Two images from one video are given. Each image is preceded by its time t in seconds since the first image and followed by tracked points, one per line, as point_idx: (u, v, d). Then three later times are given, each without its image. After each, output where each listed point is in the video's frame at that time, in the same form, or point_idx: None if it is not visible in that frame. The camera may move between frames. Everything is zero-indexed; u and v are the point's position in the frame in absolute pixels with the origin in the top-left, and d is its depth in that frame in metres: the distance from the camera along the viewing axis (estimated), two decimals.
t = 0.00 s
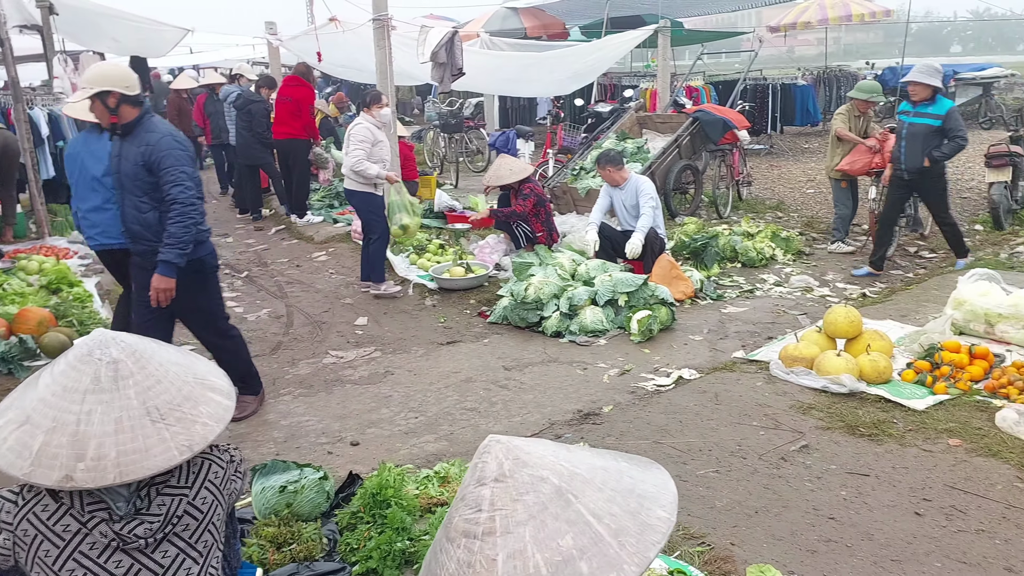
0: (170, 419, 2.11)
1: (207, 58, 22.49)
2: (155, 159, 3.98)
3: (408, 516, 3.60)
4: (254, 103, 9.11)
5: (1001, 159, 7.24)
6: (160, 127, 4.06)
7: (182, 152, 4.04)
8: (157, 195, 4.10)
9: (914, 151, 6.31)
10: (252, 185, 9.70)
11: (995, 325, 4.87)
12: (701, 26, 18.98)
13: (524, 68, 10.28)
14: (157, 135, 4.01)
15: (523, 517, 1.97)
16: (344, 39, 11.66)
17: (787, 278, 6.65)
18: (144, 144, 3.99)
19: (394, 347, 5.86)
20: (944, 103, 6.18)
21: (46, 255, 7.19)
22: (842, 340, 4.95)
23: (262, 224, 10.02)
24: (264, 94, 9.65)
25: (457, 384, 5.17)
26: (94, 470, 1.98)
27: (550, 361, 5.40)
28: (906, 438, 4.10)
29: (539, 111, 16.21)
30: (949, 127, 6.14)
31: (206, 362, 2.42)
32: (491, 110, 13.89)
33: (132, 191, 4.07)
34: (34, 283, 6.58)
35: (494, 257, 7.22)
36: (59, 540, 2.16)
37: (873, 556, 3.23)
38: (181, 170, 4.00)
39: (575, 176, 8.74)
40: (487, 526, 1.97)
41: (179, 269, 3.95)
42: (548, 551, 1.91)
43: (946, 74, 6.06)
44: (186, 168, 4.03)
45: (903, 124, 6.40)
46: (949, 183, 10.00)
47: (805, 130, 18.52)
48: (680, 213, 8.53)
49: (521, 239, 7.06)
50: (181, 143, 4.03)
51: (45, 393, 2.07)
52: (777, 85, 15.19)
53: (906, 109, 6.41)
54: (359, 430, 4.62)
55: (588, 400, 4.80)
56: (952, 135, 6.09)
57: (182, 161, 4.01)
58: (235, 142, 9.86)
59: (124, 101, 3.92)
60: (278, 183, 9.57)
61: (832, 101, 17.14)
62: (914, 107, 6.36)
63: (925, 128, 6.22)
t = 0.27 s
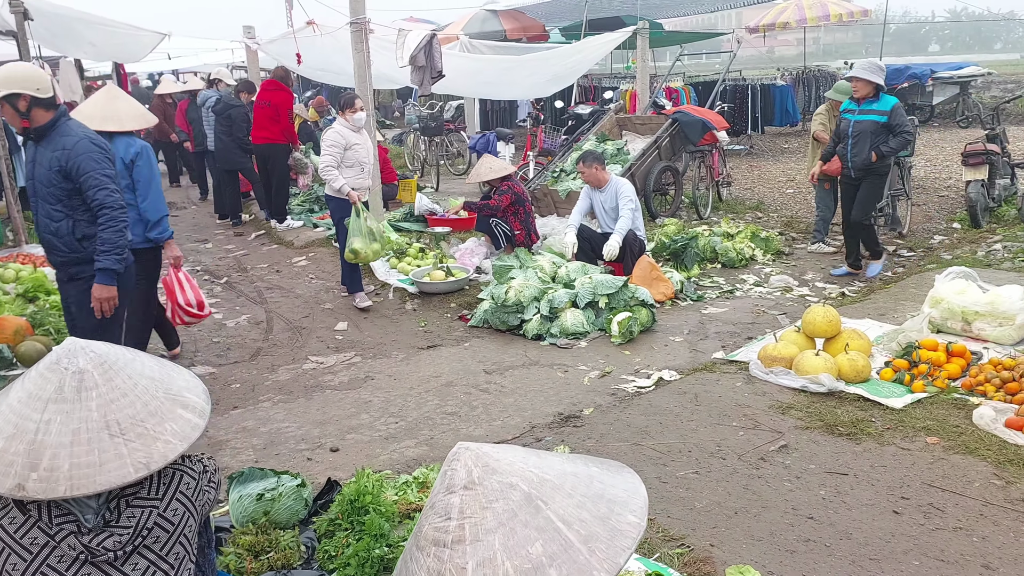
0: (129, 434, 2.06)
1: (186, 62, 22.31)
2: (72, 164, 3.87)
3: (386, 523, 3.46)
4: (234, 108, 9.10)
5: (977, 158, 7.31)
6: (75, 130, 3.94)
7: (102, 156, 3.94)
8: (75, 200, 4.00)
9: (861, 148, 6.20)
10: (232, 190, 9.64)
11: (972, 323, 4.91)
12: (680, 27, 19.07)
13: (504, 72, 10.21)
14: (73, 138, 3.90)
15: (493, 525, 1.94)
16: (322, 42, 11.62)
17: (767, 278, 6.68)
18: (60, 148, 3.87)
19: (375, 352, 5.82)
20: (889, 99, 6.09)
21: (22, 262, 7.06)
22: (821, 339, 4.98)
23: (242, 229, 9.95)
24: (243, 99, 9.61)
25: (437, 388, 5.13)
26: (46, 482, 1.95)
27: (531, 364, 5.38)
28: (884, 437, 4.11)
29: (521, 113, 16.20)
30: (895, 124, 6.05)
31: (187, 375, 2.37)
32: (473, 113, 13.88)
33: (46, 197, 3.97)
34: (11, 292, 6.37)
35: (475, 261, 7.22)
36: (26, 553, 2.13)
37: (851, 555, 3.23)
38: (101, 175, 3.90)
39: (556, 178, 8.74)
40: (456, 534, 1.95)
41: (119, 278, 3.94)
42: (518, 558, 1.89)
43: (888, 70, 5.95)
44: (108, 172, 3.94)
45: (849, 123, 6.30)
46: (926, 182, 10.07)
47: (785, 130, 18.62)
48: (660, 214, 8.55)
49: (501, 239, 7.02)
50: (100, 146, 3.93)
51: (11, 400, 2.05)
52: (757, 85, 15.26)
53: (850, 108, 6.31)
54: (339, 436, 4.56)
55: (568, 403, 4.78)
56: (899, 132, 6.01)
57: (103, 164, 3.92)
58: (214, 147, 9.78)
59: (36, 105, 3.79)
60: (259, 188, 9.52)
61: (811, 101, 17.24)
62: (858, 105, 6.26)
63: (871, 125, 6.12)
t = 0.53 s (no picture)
0: (105, 451, 2.01)
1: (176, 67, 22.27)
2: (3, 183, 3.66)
3: (381, 526, 3.32)
4: (227, 113, 9.06)
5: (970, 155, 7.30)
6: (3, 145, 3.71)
7: (36, 170, 3.74)
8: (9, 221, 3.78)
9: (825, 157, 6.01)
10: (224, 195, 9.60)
11: (965, 320, 4.89)
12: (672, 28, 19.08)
13: (495, 76, 10.20)
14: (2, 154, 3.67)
15: (484, 528, 1.91)
16: (314, 47, 11.60)
17: (760, 278, 6.66)
18: None
19: (369, 355, 5.78)
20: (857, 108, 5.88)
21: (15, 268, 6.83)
22: (814, 339, 4.96)
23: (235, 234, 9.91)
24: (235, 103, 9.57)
25: (431, 391, 5.09)
26: (12, 488, 1.94)
27: (524, 366, 5.35)
28: (879, 436, 4.08)
29: (513, 115, 16.20)
30: (862, 134, 5.84)
31: (189, 391, 2.33)
32: (465, 115, 13.88)
33: None
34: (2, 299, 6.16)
35: (467, 263, 7.21)
36: (21, 562, 2.07)
37: (846, 554, 3.20)
38: (37, 191, 3.71)
39: (547, 180, 8.73)
40: (448, 538, 1.91)
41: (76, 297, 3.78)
42: (509, 562, 1.85)
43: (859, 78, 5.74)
44: (43, 187, 3.74)
45: (816, 130, 6.11)
46: (919, 180, 10.06)
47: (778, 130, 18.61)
48: (653, 215, 8.53)
49: (490, 241, 7.00)
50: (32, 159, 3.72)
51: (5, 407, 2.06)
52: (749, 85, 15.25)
53: (819, 113, 6.15)
54: (332, 439, 4.51)
55: (562, 404, 4.75)
56: (864, 142, 5.81)
57: (38, 179, 3.73)
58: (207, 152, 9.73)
59: None
60: (251, 193, 9.50)
61: (803, 101, 17.26)
62: (827, 112, 6.06)
63: (837, 133, 5.92)
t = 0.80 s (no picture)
0: (95, 457, 2.00)
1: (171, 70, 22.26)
2: None
3: (377, 527, 3.32)
4: (221, 116, 9.05)
5: (962, 153, 7.32)
6: None
7: None
8: None
9: (796, 154, 6.02)
10: (218, 197, 9.57)
11: (959, 318, 4.90)
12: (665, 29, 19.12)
13: (491, 78, 10.20)
14: None
15: (477, 529, 1.91)
16: (309, 49, 11.59)
17: (755, 277, 6.67)
18: None
19: (364, 356, 5.78)
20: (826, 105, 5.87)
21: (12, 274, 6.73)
22: (809, 337, 4.96)
23: (230, 236, 9.90)
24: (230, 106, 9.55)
25: (426, 392, 5.08)
26: (5, 491, 1.94)
27: (520, 366, 5.35)
28: (873, 433, 4.09)
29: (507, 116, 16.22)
30: (830, 131, 5.82)
31: (187, 395, 2.31)
32: (460, 117, 13.89)
33: None
34: None
35: (463, 264, 7.21)
36: (19, 563, 2.06)
37: (841, 552, 3.20)
38: None
39: (542, 180, 8.75)
40: (441, 539, 1.91)
41: None
42: (502, 562, 1.85)
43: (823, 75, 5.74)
44: None
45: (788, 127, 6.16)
46: (913, 178, 10.09)
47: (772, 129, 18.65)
48: (647, 215, 8.54)
49: (487, 241, 6.98)
50: None
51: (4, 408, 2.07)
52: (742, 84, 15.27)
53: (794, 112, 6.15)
54: (328, 441, 4.51)
55: (557, 404, 4.76)
56: (833, 139, 5.78)
57: None
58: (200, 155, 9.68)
59: None
60: (247, 195, 9.48)
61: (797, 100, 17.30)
62: (800, 110, 6.08)
63: (806, 131, 5.93)
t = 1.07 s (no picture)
0: (97, 462, 2.01)
1: (168, 71, 22.30)
2: None
3: (375, 527, 3.32)
4: (218, 116, 9.02)
5: (958, 151, 7.34)
6: None
7: None
8: None
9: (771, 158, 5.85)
10: (216, 199, 9.58)
11: (955, 315, 4.91)
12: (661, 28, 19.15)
13: (488, 79, 10.17)
14: None
15: (475, 526, 1.92)
16: (304, 49, 11.57)
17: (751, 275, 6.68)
18: None
19: (361, 357, 5.78)
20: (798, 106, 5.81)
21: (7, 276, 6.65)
22: (805, 335, 4.98)
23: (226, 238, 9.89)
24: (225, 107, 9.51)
25: (424, 392, 5.08)
26: (13, 506, 1.94)
27: (517, 366, 5.36)
28: (869, 431, 4.11)
29: (503, 116, 16.24)
30: (806, 131, 5.75)
31: (176, 389, 2.32)
32: (456, 117, 13.90)
33: None
34: None
35: (459, 264, 7.22)
36: (15, 563, 2.08)
37: (837, 549, 3.22)
38: None
39: (538, 180, 8.75)
40: (440, 537, 1.92)
41: None
42: (501, 559, 1.86)
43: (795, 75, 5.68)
44: None
45: (759, 132, 5.97)
46: (908, 176, 10.12)
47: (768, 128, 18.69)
48: (644, 214, 8.55)
49: (486, 241, 6.97)
50: None
51: None
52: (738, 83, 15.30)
53: (761, 116, 5.99)
54: (326, 441, 4.51)
55: (554, 404, 4.76)
56: (809, 139, 5.71)
57: None
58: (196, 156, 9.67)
59: None
60: (244, 196, 9.47)
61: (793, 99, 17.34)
62: (768, 113, 5.94)
63: (782, 133, 5.81)
